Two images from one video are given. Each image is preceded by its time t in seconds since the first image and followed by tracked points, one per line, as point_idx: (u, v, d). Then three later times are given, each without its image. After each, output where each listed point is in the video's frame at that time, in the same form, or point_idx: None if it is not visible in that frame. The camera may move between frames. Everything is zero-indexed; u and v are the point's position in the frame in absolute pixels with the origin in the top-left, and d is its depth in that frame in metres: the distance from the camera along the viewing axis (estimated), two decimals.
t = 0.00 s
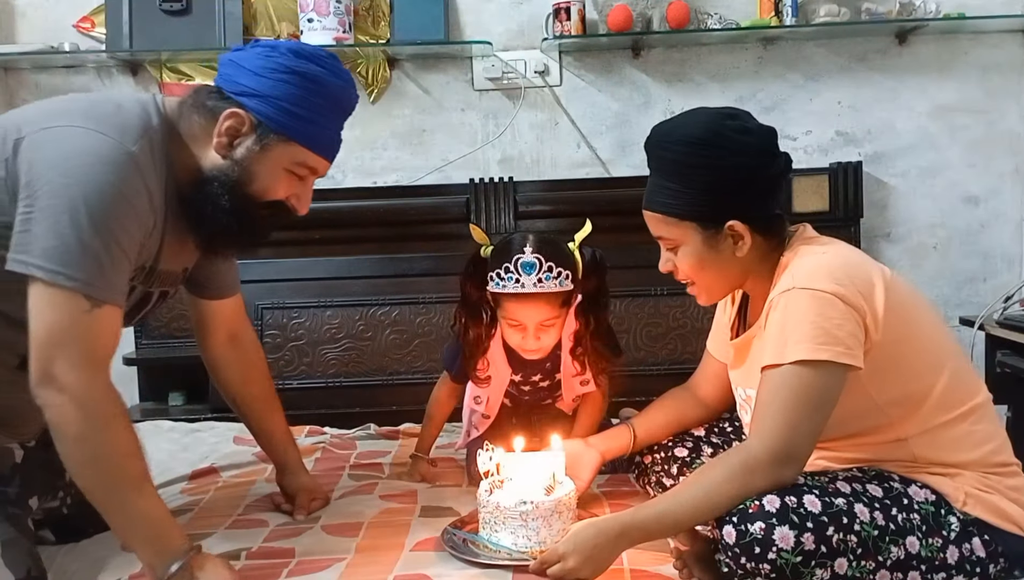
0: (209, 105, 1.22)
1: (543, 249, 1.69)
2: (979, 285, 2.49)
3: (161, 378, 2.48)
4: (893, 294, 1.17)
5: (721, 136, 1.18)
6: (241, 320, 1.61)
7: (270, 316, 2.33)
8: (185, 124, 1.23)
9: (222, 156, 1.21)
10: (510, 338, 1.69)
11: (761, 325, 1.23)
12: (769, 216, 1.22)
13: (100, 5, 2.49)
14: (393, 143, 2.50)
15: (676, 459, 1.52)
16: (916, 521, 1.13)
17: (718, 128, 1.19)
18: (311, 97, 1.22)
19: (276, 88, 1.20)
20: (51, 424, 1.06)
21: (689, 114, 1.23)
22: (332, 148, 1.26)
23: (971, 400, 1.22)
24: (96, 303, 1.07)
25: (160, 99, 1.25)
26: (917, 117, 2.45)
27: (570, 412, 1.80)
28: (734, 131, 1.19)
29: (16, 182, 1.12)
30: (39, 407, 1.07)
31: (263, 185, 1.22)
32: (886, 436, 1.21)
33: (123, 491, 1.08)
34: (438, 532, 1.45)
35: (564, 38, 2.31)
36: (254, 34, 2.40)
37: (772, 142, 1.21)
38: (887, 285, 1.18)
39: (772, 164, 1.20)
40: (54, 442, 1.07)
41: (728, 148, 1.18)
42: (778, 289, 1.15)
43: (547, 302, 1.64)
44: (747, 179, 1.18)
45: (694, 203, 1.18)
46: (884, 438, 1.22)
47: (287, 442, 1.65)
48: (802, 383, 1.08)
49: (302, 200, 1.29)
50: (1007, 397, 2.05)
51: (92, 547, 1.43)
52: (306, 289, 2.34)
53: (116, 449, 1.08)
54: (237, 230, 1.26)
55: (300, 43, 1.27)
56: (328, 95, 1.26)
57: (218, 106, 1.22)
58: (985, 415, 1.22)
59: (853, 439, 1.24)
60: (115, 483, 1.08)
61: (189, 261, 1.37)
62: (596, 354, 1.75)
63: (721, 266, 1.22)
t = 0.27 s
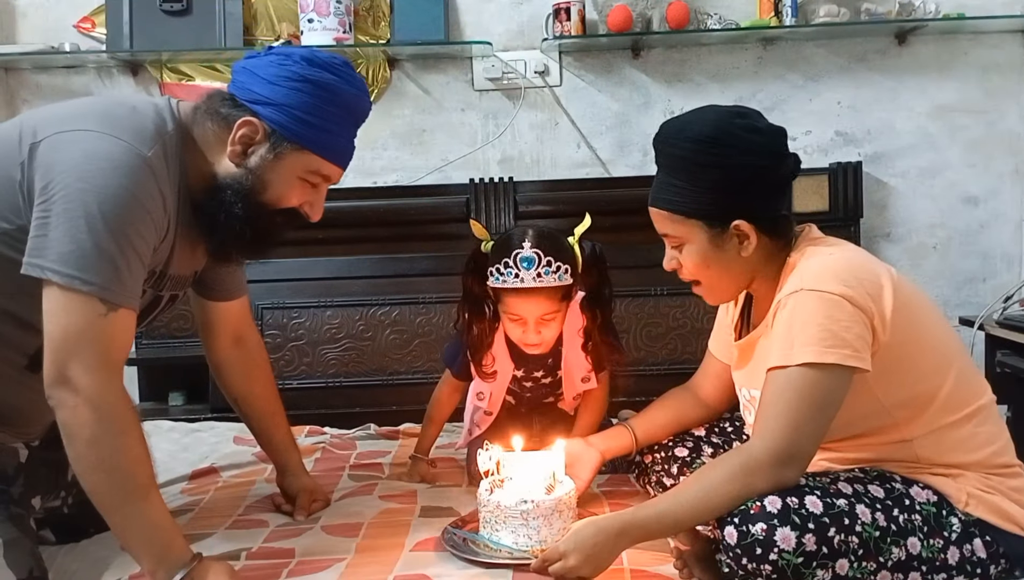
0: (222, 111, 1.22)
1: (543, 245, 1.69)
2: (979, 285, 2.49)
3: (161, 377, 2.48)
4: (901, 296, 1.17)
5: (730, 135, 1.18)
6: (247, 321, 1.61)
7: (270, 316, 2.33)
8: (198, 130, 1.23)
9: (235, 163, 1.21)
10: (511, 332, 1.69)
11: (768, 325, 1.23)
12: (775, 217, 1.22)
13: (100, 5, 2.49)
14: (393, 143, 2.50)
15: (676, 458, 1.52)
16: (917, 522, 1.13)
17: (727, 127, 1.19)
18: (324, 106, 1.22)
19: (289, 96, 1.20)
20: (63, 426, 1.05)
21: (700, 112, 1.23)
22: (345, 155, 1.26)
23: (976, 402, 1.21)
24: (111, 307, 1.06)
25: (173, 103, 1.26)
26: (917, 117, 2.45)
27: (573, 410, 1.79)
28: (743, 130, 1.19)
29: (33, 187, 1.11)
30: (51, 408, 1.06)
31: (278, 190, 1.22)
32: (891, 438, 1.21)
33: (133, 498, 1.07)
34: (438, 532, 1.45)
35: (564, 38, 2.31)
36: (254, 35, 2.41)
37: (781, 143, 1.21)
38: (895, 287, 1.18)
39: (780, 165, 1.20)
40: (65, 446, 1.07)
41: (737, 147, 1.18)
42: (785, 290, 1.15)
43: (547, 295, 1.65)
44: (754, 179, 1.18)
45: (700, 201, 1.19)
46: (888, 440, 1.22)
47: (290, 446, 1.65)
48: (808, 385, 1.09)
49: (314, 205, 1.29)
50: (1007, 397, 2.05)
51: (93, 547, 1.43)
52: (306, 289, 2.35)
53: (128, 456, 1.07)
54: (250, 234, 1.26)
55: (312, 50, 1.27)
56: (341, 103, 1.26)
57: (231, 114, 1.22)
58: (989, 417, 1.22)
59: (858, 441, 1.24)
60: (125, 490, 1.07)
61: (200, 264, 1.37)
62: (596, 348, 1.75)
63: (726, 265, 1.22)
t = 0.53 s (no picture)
0: (226, 114, 1.22)
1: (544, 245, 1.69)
2: (979, 285, 2.49)
3: (161, 377, 2.48)
4: (901, 297, 1.17)
5: (724, 140, 1.17)
6: (248, 320, 1.61)
7: (270, 316, 2.33)
8: (202, 131, 1.23)
9: (239, 166, 1.21)
10: (513, 333, 1.69)
11: (764, 326, 1.23)
12: (766, 223, 1.21)
13: (100, 5, 2.49)
14: (393, 143, 2.50)
15: (676, 459, 1.52)
16: (917, 522, 1.13)
17: (721, 131, 1.18)
18: (327, 108, 1.22)
19: (293, 98, 1.20)
20: (64, 426, 1.05)
21: (698, 114, 1.22)
22: (349, 157, 1.26)
23: (976, 403, 1.21)
24: (113, 308, 1.06)
25: (178, 105, 1.26)
26: (917, 117, 2.45)
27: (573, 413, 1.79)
28: (738, 135, 1.18)
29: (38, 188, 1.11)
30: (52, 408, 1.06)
31: (282, 193, 1.23)
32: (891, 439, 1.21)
33: (133, 499, 1.07)
34: (438, 532, 1.45)
35: (564, 38, 2.31)
36: (254, 35, 2.41)
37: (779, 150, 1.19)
38: (895, 288, 1.17)
39: (774, 173, 1.18)
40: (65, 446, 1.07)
41: (730, 153, 1.17)
42: (785, 291, 1.15)
43: (547, 297, 1.65)
44: (744, 186, 1.17)
45: (688, 204, 1.19)
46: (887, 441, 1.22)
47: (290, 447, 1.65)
48: (808, 387, 1.08)
49: (319, 206, 1.30)
50: (1007, 397, 2.05)
51: (93, 547, 1.43)
52: (306, 289, 2.35)
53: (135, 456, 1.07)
54: (254, 237, 1.26)
55: (315, 50, 1.26)
56: (344, 104, 1.26)
57: (235, 116, 1.22)
58: (989, 419, 1.22)
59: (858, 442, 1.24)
60: (125, 492, 1.07)
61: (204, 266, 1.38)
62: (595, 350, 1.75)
63: (712, 268, 1.23)
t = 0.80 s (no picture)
0: (234, 119, 1.21)
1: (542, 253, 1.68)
2: (979, 285, 2.49)
3: (161, 377, 2.48)
4: (890, 296, 1.18)
5: (701, 154, 1.17)
6: (250, 319, 1.61)
7: (270, 316, 2.33)
8: (209, 136, 1.23)
9: (245, 172, 1.21)
10: (514, 342, 1.69)
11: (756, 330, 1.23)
12: (747, 233, 1.21)
13: (100, 5, 2.49)
14: (394, 143, 2.50)
15: (675, 459, 1.51)
16: (916, 522, 1.13)
17: (699, 145, 1.18)
18: (334, 114, 1.22)
19: (300, 104, 1.20)
20: (65, 426, 1.05)
21: (679, 125, 1.23)
22: (356, 162, 1.26)
23: (970, 402, 1.21)
24: (119, 310, 1.06)
25: (186, 107, 1.25)
26: (917, 118, 2.45)
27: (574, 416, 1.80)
28: (717, 148, 1.17)
29: (46, 190, 1.11)
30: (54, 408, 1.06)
31: (288, 199, 1.23)
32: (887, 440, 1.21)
33: (133, 501, 1.07)
34: (438, 532, 1.45)
35: (564, 38, 2.31)
36: (254, 34, 2.41)
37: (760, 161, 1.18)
38: (884, 287, 1.18)
39: (753, 185, 1.18)
40: (66, 447, 1.07)
41: (708, 167, 1.17)
42: (775, 292, 1.16)
43: (546, 308, 1.64)
44: (721, 199, 1.17)
45: (665, 216, 1.20)
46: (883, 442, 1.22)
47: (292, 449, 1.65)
48: (802, 387, 1.08)
49: (326, 212, 1.30)
50: (1006, 397, 2.05)
51: (92, 548, 1.43)
52: (306, 289, 2.35)
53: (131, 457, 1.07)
54: (260, 240, 1.26)
55: (322, 55, 1.25)
56: (351, 110, 1.25)
57: (242, 122, 1.21)
58: (985, 418, 1.22)
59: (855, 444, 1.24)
60: (126, 493, 1.07)
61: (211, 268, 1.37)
62: (596, 354, 1.74)
63: (694, 277, 1.24)
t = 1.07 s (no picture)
0: (245, 123, 1.21)
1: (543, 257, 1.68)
2: (979, 285, 2.49)
3: (162, 377, 2.48)
4: (883, 294, 1.18)
5: (683, 162, 1.18)
6: (257, 321, 1.60)
7: (270, 316, 2.34)
8: (222, 139, 1.22)
9: (257, 176, 1.20)
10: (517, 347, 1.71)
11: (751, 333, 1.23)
12: (733, 240, 1.20)
13: (100, 5, 2.49)
14: (394, 143, 2.50)
15: (674, 459, 1.50)
16: (915, 522, 1.13)
17: (681, 154, 1.18)
18: (345, 119, 1.22)
19: (311, 110, 1.19)
20: (74, 430, 1.05)
21: (658, 137, 1.23)
22: (367, 166, 1.26)
23: (967, 399, 1.21)
24: (132, 311, 1.06)
25: (199, 109, 1.25)
26: (916, 117, 2.45)
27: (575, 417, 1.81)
28: (698, 156, 1.18)
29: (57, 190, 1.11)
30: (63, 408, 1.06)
31: (300, 204, 1.23)
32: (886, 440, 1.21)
33: (140, 508, 1.08)
34: (438, 532, 1.45)
35: (564, 38, 2.31)
36: (254, 34, 2.41)
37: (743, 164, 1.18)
38: (877, 285, 1.18)
39: (738, 190, 1.17)
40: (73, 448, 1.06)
41: (691, 175, 1.17)
42: (768, 293, 1.16)
43: (547, 312, 1.64)
44: (707, 207, 1.17)
45: (651, 228, 1.21)
46: (882, 443, 1.22)
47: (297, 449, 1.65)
48: (798, 387, 1.08)
49: (337, 216, 1.29)
50: (1006, 398, 2.05)
51: (93, 549, 1.43)
52: (306, 289, 2.35)
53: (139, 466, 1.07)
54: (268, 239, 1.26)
55: (332, 60, 1.25)
56: (362, 114, 1.25)
57: (253, 126, 1.21)
58: (982, 415, 1.22)
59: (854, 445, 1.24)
60: (132, 497, 1.07)
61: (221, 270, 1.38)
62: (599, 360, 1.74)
63: (685, 286, 1.25)
